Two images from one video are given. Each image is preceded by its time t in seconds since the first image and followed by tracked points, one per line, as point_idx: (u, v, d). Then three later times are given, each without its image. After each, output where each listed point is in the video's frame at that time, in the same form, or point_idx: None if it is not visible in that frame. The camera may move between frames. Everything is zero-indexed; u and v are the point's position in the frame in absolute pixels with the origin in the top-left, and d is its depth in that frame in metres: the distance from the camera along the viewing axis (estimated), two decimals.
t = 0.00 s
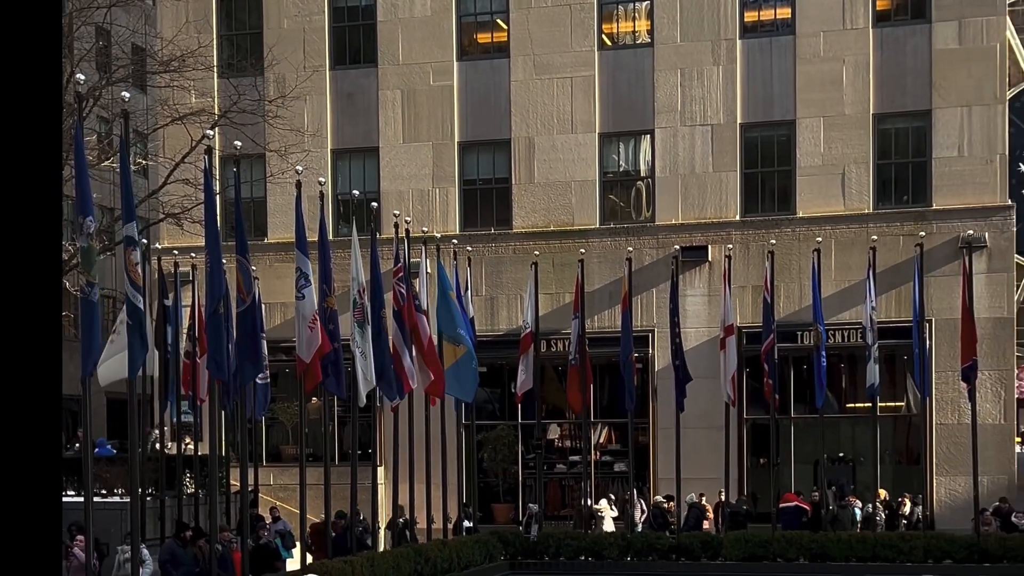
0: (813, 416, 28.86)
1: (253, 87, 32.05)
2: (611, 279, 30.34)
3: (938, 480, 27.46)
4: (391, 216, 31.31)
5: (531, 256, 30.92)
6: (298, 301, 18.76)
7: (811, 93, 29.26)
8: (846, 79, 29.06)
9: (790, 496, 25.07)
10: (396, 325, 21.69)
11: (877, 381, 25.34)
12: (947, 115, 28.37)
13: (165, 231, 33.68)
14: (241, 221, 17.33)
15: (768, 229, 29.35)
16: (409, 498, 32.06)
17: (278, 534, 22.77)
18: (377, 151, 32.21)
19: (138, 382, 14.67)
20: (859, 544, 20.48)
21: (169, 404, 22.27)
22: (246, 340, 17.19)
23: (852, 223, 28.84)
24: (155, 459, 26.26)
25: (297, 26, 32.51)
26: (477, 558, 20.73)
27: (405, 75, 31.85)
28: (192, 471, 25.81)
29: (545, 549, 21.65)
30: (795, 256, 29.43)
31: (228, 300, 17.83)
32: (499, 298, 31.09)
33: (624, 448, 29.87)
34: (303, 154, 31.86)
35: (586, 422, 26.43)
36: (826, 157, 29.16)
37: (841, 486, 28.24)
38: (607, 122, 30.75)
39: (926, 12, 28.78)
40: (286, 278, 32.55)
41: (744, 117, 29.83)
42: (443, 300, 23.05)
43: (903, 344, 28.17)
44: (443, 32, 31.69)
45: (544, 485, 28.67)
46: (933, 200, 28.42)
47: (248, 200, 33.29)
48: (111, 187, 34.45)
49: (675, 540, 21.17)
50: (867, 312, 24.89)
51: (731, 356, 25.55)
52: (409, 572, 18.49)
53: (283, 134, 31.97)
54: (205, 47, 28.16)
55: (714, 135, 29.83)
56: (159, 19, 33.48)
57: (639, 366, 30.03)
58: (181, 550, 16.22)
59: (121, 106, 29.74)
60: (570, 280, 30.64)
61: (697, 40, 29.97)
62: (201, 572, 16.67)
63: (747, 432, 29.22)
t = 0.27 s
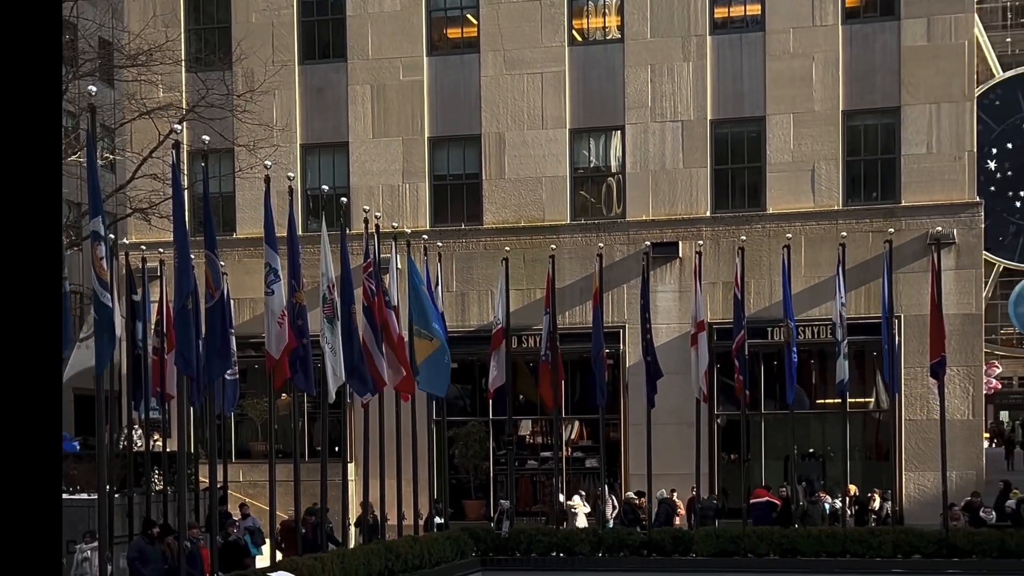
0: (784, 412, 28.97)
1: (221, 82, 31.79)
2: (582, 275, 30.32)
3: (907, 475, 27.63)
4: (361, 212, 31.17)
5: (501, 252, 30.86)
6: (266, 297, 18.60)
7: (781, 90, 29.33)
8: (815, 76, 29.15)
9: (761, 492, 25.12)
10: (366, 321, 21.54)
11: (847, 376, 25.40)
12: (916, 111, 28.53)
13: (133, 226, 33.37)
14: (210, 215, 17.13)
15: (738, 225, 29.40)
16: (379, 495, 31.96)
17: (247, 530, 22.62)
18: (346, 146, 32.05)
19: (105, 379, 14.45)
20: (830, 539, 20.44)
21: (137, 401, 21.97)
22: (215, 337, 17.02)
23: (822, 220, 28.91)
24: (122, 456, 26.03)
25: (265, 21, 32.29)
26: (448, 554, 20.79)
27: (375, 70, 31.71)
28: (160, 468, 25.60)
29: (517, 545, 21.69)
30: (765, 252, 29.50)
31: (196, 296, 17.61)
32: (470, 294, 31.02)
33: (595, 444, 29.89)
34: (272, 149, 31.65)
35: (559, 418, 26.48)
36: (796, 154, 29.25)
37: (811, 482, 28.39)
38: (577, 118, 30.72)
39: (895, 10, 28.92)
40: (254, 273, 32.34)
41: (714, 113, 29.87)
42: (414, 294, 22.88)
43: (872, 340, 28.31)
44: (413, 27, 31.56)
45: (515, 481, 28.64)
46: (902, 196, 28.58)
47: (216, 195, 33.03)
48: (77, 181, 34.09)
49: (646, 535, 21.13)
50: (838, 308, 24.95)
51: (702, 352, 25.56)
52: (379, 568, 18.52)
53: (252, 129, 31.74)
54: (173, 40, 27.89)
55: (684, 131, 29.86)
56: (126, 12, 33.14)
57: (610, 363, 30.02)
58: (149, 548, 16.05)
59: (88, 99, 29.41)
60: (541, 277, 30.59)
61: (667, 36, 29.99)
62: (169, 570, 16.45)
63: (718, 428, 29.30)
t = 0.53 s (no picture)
0: (753, 407, 29.06)
1: (187, 75, 31.49)
2: (552, 271, 30.28)
3: (875, 470, 27.77)
4: (329, 206, 30.98)
5: (471, 247, 30.79)
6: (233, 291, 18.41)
7: (749, 85, 29.38)
8: (784, 72, 29.21)
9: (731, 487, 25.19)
10: (334, 317, 21.37)
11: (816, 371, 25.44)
12: (883, 108, 28.67)
13: (97, 220, 32.99)
14: (176, 209, 16.94)
15: (707, 221, 29.46)
16: (348, 491, 31.81)
17: (215, 526, 22.42)
18: (314, 140, 31.84)
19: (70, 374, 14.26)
20: (799, 534, 20.43)
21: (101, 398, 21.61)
22: (182, 331, 16.88)
23: (791, 216, 28.99)
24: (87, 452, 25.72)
25: (232, 15, 32.05)
26: (418, 550, 20.47)
27: (342, 64, 31.52)
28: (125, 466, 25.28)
29: (486, 541, 21.44)
30: (734, 248, 29.54)
31: (162, 292, 17.45)
32: (439, 289, 30.91)
33: (566, 439, 29.89)
34: (238, 143, 31.40)
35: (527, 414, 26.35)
36: (765, 150, 29.31)
37: (780, 477, 28.53)
38: (546, 113, 30.66)
39: (863, 6, 29.03)
40: (221, 268, 32.07)
41: (683, 109, 29.89)
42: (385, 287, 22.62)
43: (841, 336, 28.45)
44: (381, 21, 31.39)
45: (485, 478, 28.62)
46: (870, 193, 28.70)
47: (182, 190, 32.72)
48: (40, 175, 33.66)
49: (616, 531, 21.09)
50: (806, 304, 25.07)
51: (672, 347, 25.57)
52: (348, 565, 18.30)
53: (218, 123, 31.45)
54: (139, 32, 27.59)
55: (653, 127, 29.86)
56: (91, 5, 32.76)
57: (579, 358, 30.04)
58: (115, 544, 15.89)
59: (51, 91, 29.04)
60: (510, 272, 30.55)
61: (636, 32, 29.98)
62: (136, 566, 16.35)
63: (687, 424, 29.39)
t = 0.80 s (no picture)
0: (722, 403, 29.17)
1: (152, 68, 31.20)
2: (520, 266, 30.21)
3: (842, 465, 27.98)
4: (296, 201, 30.78)
5: (439, 242, 30.68)
6: (200, 287, 18.21)
7: (717, 81, 29.43)
8: (751, 67, 29.29)
9: (700, 482, 25.27)
10: (301, 312, 21.19)
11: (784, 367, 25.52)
12: (850, 104, 28.81)
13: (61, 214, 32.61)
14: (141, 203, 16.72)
15: (675, 216, 29.50)
16: (316, 487, 31.67)
17: (182, 523, 22.23)
18: (281, 134, 31.63)
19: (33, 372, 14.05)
20: (767, 529, 19.88)
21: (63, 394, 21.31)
22: (147, 327, 16.73)
23: (758, 212, 29.07)
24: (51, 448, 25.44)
25: (197, 8, 31.77)
26: (386, 546, 20.27)
27: (309, 58, 31.33)
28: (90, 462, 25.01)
29: (456, 536, 20.98)
30: (702, 244, 29.60)
31: (127, 287, 17.28)
32: (407, 284, 30.80)
33: (535, 435, 29.86)
34: (204, 137, 31.14)
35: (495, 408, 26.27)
36: (732, 145, 29.38)
37: (749, 473, 28.64)
38: (514, 108, 30.60)
39: (829, 2, 29.14)
40: (187, 263, 31.80)
41: (651, 104, 29.90)
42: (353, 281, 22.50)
43: (808, 331, 28.61)
44: (348, 16, 31.21)
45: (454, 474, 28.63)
46: (837, 189, 28.86)
47: (147, 184, 32.41)
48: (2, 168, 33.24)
49: (585, 526, 20.51)
50: (775, 299, 25.16)
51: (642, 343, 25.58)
52: (316, 562, 18.24)
53: (183, 117, 31.16)
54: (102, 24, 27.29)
55: (621, 122, 29.86)
56: None
57: (548, 354, 29.98)
58: (80, 540, 15.55)
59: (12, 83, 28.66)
60: (479, 267, 30.51)
61: (604, 27, 29.97)
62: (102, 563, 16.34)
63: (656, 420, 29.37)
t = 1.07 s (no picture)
0: (690, 399, 29.26)
1: (116, 61, 30.87)
2: (488, 261, 30.15)
3: (809, 461, 28.09)
4: (262, 196, 30.56)
5: (406, 237, 30.54)
6: (166, 281, 18.01)
7: (684, 77, 29.46)
8: (718, 63, 29.35)
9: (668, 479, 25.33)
10: (267, 307, 21.00)
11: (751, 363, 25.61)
12: (816, 100, 28.93)
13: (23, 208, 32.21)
14: (104, 197, 16.52)
15: (643, 212, 29.50)
16: (282, 484, 31.41)
17: (146, 519, 21.99)
18: (246, 128, 31.39)
19: None
20: (733, 523, 19.76)
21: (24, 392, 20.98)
22: (110, 322, 16.60)
23: (725, 208, 29.09)
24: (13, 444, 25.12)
25: (162, 1, 31.48)
26: (354, 542, 20.02)
27: (275, 52, 31.11)
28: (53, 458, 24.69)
29: (424, 533, 20.76)
30: (670, 241, 29.60)
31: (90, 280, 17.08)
32: (374, 280, 30.63)
33: (503, 431, 29.85)
34: (169, 131, 30.84)
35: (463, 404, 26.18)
36: (700, 141, 29.42)
37: (717, 468, 28.76)
38: (481, 103, 30.51)
39: None
40: (152, 258, 31.49)
41: (618, 100, 29.90)
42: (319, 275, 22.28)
43: (775, 327, 28.74)
44: (314, 10, 31.00)
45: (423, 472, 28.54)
46: (804, 184, 28.94)
47: (112, 178, 32.06)
48: None
49: (554, 521, 20.39)
50: (742, 295, 25.21)
51: (611, 339, 25.58)
52: (282, 559, 18.00)
53: (147, 110, 30.84)
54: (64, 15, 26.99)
55: (589, 118, 29.84)
56: None
57: (517, 349, 29.98)
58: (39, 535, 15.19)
59: None
60: (447, 263, 30.37)
61: (572, 22, 29.92)
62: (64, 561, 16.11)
63: (625, 415, 29.45)
